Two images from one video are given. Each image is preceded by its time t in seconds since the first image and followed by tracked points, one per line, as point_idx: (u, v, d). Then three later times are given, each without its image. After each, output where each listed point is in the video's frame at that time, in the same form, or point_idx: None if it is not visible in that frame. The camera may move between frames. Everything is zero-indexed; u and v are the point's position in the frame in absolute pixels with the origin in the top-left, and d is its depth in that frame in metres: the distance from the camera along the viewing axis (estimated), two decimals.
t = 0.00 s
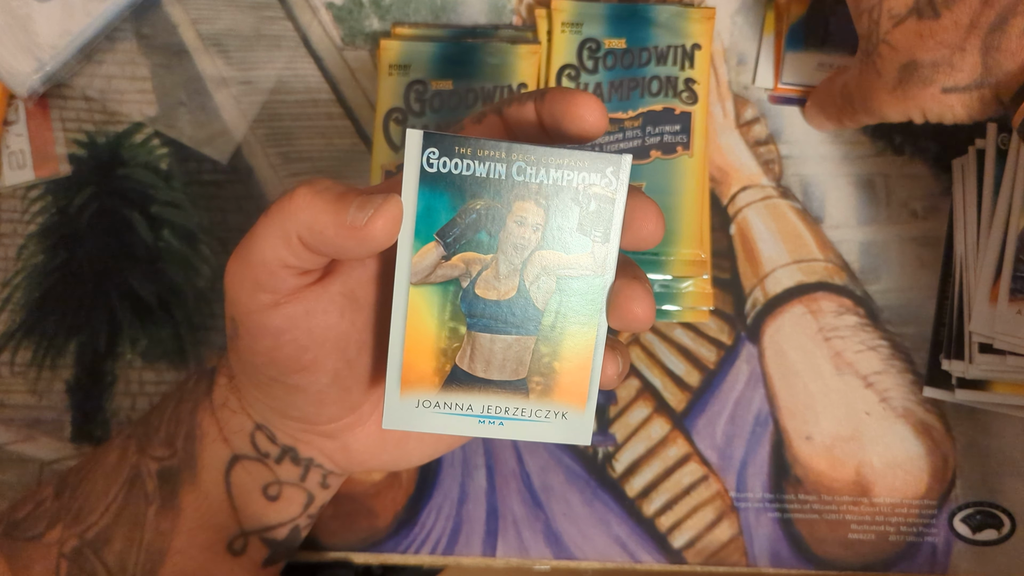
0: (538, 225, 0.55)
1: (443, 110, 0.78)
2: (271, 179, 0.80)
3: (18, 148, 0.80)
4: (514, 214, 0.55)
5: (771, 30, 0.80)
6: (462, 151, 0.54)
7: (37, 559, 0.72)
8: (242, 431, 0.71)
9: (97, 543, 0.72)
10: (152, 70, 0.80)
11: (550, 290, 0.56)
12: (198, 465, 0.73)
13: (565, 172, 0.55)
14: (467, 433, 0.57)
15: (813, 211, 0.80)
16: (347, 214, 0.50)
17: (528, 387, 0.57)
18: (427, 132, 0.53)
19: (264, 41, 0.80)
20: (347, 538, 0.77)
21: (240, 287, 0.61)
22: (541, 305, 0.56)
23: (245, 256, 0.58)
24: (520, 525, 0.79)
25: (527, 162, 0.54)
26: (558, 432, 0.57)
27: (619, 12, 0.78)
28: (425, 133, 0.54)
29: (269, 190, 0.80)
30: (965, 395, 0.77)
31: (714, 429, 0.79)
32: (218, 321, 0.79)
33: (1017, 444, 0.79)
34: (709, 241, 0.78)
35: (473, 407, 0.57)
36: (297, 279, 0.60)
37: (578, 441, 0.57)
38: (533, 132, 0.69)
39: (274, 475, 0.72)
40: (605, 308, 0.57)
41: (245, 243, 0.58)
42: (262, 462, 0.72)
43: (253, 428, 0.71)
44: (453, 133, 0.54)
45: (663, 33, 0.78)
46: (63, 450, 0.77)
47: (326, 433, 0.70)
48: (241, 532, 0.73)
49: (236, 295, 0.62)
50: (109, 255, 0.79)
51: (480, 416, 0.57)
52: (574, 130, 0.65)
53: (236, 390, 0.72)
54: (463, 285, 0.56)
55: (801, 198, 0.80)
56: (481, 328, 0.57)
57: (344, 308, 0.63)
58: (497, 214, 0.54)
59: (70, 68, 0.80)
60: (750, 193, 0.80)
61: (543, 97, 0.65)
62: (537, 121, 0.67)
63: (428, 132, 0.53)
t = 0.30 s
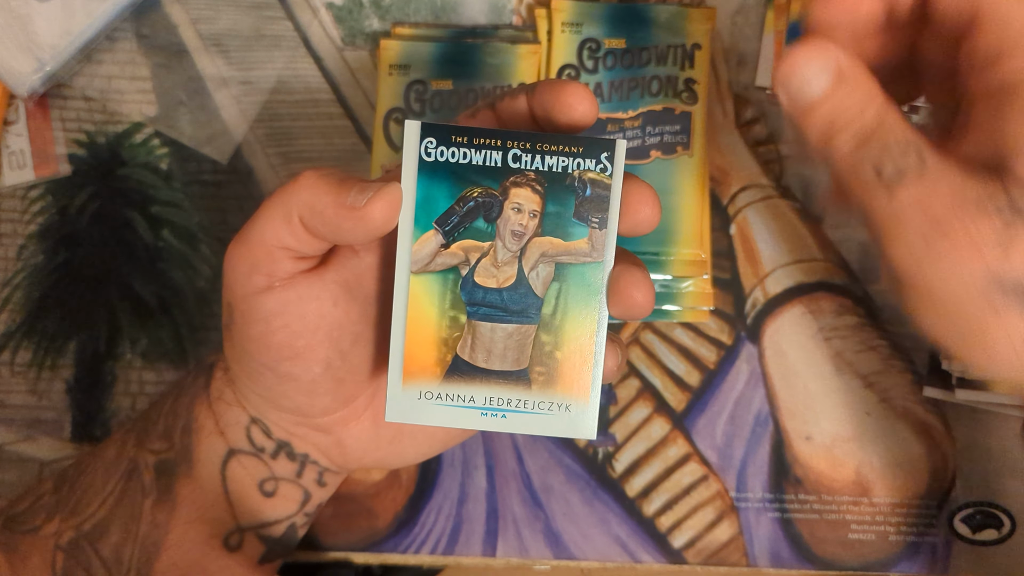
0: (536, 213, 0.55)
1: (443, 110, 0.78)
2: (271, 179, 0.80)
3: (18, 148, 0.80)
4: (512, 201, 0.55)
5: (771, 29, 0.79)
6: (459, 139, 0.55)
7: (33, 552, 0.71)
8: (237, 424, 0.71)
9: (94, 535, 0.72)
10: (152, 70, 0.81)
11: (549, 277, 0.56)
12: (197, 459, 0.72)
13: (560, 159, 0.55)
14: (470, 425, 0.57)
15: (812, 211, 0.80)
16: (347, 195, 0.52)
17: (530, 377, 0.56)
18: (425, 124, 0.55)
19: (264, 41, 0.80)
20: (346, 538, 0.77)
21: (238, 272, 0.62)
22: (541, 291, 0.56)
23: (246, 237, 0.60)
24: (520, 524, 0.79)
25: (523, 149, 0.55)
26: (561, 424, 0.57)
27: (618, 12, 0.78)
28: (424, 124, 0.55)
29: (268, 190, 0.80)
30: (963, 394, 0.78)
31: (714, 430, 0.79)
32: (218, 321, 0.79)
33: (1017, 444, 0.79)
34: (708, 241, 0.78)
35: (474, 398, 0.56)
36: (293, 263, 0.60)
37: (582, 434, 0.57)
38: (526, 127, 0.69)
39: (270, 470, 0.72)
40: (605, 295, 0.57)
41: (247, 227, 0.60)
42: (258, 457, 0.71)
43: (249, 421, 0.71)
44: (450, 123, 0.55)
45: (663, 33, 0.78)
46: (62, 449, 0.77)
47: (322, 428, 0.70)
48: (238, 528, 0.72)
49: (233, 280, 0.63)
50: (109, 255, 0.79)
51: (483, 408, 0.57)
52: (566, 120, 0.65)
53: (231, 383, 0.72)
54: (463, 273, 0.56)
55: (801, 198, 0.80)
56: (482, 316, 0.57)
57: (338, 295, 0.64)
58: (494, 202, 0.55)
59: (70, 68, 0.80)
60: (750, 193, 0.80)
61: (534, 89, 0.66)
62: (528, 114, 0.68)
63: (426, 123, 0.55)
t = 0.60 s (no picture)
0: (545, 209, 0.55)
1: (443, 110, 0.77)
2: (271, 180, 0.80)
3: (18, 148, 0.80)
4: (521, 199, 0.55)
5: (771, 29, 0.80)
6: (467, 142, 0.55)
7: (38, 549, 0.71)
8: (243, 423, 0.71)
9: (97, 533, 0.71)
10: (152, 70, 0.81)
11: (563, 272, 0.56)
12: (199, 458, 0.72)
13: (566, 154, 0.55)
14: (495, 427, 0.57)
15: (813, 211, 0.80)
16: (360, 195, 0.54)
17: (552, 374, 0.56)
18: (431, 129, 0.56)
19: (264, 41, 0.80)
20: (347, 538, 0.77)
21: (245, 265, 0.62)
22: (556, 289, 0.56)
23: (258, 229, 0.61)
24: (520, 525, 0.79)
25: (529, 148, 0.55)
26: (586, 421, 0.56)
27: (618, 12, 0.78)
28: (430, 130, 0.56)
29: (268, 191, 0.80)
30: (964, 395, 0.77)
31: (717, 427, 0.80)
32: (219, 321, 0.79)
33: (1017, 443, 0.79)
34: (709, 242, 0.78)
35: (498, 399, 0.56)
36: (299, 258, 0.61)
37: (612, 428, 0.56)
38: (533, 124, 0.69)
39: (274, 469, 0.72)
40: (623, 285, 0.56)
41: (257, 220, 0.61)
42: (262, 455, 0.72)
43: (252, 420, 0.71)
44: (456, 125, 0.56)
45: (664, 33, 0.78)
46: (63, 449, 0.77)
47: (325, 425, 0.71)
48: (241, 527, 0.72)
49: (239, 272, 0.63)
50: (110, 254, 0.79)
51: (506, 408, 0.56)
52: (573, 111, 0.64)
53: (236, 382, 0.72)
54: (478, 274, 0.56)
55: (801, 198, 0.80)
56: (499, 315, 0.56)
57: (344, 291, 0.64)
58: (504, 203, 0.55)
59: (70, 68, 0.80)
60: (750, 193, 0.80)
61: (540, 84, 0.66)
62: (535, 110, 0.68)
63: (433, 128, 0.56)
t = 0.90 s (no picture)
0: (538, 204, 0.56)
1: (443, 110, 0.77)
2: (270, 179, 0.80)
3: (18, 148, 0.80)
4: (513, 195, 0.56)
5: (771, 29, 0.80)
6: (458, 139, 0.56)
7: (33, 550, 0.70)
8: (237, 423, 0.71)
9: (93, 534, 0.71)
10: (152, 70, 0.81)
11: (558, 267, 0.56)
12: (195, 458, 0.72)
13: (559, 150, 0.56)
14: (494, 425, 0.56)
15: (813, 211, 0.80)
16: (352, 192, 0.53)
17: (549, 370, 0.56)
18: (423, 128, 0.56)
19: (264, 41, 0.81)
20: (347, 538, 0.77)
21: (238, 265, 0.62)
22: (551, 284, 0.56)
23: (250, 228, 0.60)
24: (520, 524, 0.79)
25: (521, 145, 0.56)
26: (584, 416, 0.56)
27: (618, 12, 0.78)
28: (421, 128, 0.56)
29: (266, 190, 0.79)
30: (965, 395, 0.77)
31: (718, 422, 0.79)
32: (218, 321, 0.79)
33: (1016, 443, 0.79)
34: (708, 240, 0.78)
35: (495, 396, 0.56)
36: (293, 256, 0.61)
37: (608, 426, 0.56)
38: (526, 122, 0.69)
39: (270, 470, 0.72)
40: (617, 278, 0.56)
41: (251, 219, 0.60)
42: (257, 456, 0.72)
43: (248, 420, 0.71)
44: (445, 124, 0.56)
45: (664, 33, 0.78)
46: (62, 449, 0.77)
47: (322, 425, 0.71)
48: (237, 528, 0.72)
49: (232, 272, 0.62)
50: (110, 254, 0.79)
51: (504, 405, 0.56)
52: (564, 107, 0.64)
53: (230, 382, 0.72)
54: (472, 270, 0.56)
55: (801, 198, 0.80)
56: (494, 311, 0.56)
57: (337, 290, 0.64)
58: (495, 199, 0.56)
59: (70, 68, 0.80)
60: (750, 193, 0.80)
61: (533, 83, 0.66)
62: (528, 107, 0.68)
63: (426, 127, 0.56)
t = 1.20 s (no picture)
0: (539, 239, 0.56)
1: (443, 110, 0.77)
2: (271, 179, 0.80)
3: (18, 148, 0.80)
4: (514, 230, 0.56)
5: (771, 30, 0.80)
6: (461, 172, 0.55)
7: (33, 550, 0.71)
8: (237, 422, 0.71)
9: (93, 533, 0.71)
10: (152, 70, 0.81)
11: (555, 302, 0.56)
12: (195, 458, 0.72)
13: (560, 186, 0.56)
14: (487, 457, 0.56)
15: (813, 211, 0.80)
16: (353, 190, 0.54)
17: (543, 404, 0.56)
18: (423, 158, 0.55)
19: (264, 41, 0.81)
20: (347, 538, 0.77)
21: (239, 264, 0.62)
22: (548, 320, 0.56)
23: (250, 227, 0.60)
24: (520, 524, 0.79)
25: (523, 178, 0.55)
26: (578, 450, 0.56)
27: (619, 12, 0.78)
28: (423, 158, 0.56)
29: (266, 190, 0.79)
30: (965, 395, 0.77)
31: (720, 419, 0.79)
32: (218, 321, 0.79)
33: (1016, 443, 0.79)
34: (708, 240, 0.78)
35: (489, 428, 0.56)
36: (294, 255, 0.61)
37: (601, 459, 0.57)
38: (527, 120, 0.69)
39: (271, 469, 0.72)
40: (614, 315, 0.57)
41: (251, 218, 0.60)
42: (258, 455, 0.71)
43: (249, 419, 0.71)
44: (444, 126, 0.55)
45: (664, 33, 0.78)
46: (62, 449, 0.77)
47: (323, 425, 0.71)
48: (237, 527, 0.72)
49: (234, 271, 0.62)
50: (110, 254, 0.79)
51: (497, 438, 0.56)
52: (566, 107, 0.64)
53: (231, 381, 0.72)
54: (470, 302, 0.56)
55: (801, 198, 0.80)
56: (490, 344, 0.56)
57: (338, 289, 0.64)
58: (496, 234, 0.56)
59: (70, 68, 0.80)
60: (750, 193, 0.80)
61: (535, 82, 0.66)
62: (530, 107, 0.68)
63: (426, 157, 0.55)
